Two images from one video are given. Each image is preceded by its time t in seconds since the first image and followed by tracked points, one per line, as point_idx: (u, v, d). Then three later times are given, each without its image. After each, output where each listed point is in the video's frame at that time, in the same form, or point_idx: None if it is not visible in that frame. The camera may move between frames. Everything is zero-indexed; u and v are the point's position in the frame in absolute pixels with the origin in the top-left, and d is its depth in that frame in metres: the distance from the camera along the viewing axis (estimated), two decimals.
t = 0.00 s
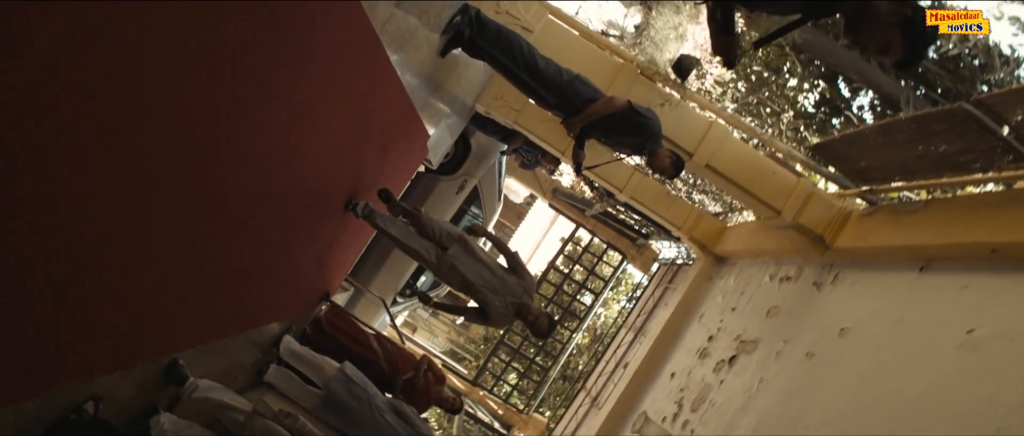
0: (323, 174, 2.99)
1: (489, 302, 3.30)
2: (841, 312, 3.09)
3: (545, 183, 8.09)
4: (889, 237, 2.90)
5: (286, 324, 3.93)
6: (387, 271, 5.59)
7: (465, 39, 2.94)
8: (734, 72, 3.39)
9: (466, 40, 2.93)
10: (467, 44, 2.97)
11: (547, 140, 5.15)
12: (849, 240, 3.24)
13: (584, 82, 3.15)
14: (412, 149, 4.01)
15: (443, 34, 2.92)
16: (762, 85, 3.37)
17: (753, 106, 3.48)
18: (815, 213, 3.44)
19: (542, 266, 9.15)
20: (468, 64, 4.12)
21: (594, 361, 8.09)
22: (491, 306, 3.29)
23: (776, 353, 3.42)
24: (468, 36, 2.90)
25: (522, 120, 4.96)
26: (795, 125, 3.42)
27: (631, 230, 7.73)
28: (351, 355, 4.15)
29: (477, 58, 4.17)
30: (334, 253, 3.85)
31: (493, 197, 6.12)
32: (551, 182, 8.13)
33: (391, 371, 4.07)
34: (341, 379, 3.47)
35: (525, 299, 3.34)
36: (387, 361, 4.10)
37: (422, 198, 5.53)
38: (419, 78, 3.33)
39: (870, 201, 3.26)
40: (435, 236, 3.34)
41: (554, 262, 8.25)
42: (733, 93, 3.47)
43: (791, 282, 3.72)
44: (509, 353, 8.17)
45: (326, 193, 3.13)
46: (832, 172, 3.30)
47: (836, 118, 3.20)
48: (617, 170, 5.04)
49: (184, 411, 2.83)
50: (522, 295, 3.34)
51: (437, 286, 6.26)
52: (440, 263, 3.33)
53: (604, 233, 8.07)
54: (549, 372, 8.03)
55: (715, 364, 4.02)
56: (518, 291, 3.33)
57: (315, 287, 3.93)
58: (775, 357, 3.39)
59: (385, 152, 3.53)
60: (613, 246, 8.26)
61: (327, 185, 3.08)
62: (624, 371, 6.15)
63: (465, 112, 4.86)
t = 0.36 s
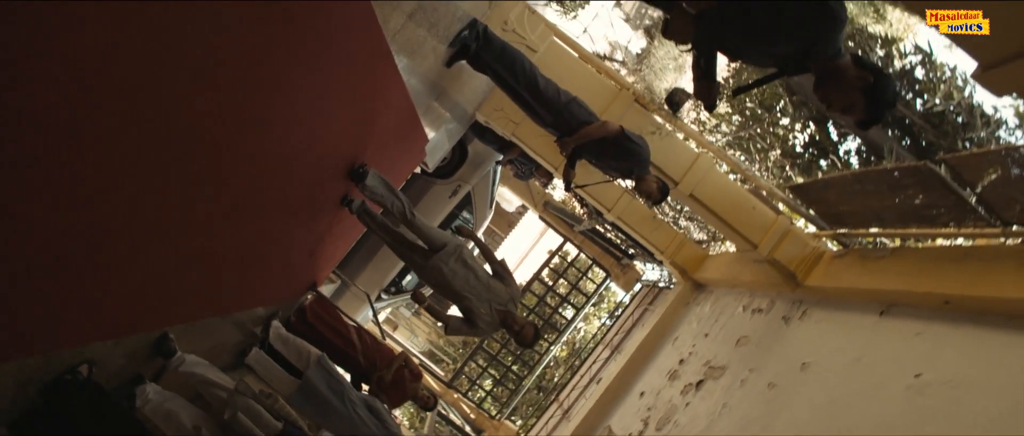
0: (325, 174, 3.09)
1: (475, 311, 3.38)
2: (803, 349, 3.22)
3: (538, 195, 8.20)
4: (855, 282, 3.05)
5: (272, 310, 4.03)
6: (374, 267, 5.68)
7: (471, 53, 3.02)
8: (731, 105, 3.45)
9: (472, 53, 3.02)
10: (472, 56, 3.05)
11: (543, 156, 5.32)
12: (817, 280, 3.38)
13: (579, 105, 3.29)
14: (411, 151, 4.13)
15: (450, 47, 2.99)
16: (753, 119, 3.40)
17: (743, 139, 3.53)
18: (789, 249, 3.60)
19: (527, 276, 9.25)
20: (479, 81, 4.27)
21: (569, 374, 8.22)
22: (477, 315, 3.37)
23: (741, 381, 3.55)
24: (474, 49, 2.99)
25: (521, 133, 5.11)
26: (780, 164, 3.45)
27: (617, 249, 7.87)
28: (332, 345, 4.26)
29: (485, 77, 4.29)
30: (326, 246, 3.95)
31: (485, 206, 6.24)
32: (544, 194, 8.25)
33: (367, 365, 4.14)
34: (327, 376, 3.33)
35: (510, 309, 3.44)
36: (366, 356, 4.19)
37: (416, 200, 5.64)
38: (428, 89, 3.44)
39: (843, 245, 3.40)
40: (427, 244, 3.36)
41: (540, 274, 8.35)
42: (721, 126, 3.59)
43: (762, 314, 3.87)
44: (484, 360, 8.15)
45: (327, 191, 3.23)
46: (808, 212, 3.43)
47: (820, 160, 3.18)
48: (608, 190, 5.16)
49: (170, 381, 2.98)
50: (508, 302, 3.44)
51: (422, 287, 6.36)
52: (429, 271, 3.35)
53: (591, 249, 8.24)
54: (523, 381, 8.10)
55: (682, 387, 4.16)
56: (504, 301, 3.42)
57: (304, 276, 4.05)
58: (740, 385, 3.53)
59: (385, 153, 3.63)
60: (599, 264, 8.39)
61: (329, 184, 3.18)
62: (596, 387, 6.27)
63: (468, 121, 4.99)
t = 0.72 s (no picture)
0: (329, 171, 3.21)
1: (460, 311, 3.40)
2: (768, 381, 3.33)
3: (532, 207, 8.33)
4: (822, 321, 3.20)
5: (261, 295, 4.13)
6: (364, 261, 5.78)
7: (479, 67, 3.18)
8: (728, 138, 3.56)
9: (480, 67, 3.18)
10: (480, 70, 3.21)
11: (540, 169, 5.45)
12: (787, 315, 3.54)
13: (578, 126, 3.45)
14: (411, 153, 4.25)
15: (460, 60, 3.14)
16: (746, 154, 3.48)
17: (736, 173, 3.63)
18: (765, 284, 3.74)
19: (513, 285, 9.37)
20: (483, 92, 4.39)
21: (544, 385, 8.32)
22: (461, 314, 3.39)
23: (707, 405, 3.69)
24: (483, 64, 3.14)
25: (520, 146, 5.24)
26: (767, 201, 3.52)
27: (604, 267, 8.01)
28: (316, 334, 4.36)
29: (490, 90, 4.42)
30: (319, 237, 4.06)
31: (478, 213, 6.36)
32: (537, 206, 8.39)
33: (347, 357, 4.23)
34: (312, 366, 3.36)
35: (494, 308, 3.47)
36: (347, 347, 4.29)
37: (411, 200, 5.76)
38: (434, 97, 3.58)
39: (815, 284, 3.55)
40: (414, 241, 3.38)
41: (526, 284, 8.46)
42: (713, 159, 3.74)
43: (735, 344, 4.00)
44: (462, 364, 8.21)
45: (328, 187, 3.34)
46: (787, 249, 3.57)
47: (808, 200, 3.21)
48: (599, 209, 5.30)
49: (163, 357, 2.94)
50: (492, 300, 3.48)
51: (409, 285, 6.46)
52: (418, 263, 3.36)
53: (579, 265, 8.39)
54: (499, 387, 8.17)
55: (651, 406, 4.30)
56: (487, 300, 3.45)
57: (296, 263, 4.17)
58: (705, 409, 3.66)
59: (387, 154, 3.75)
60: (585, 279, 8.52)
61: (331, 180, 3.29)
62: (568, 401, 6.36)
63: (470, 129, 5.11)
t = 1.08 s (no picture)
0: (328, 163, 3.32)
1: (448, 311, 3.19)
2: (735, 397, 3.45)
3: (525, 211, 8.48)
4: (790, 344, 3.35)
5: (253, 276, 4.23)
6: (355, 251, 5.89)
7: (484, 72, 3.35)
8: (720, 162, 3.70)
9: (484, 73, 3.35)
10: (485, 75, 3.38)
11: (536, 176, 5.60)
12: (758, 336, 3.68)
13: (574, 139, 3.57)
14: (410, 151, 4.38)
15: (466, 65, 3.31)
16: (734, 178, 3.60)
17: (723, 196, 3.76)
18: (741, 305, 3.88)
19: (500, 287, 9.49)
20: (485, 97, 4.52)
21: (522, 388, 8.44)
22: (449, 314, 3.19)
23: (675, 417, 3.81)
24: (488, 70, 3.33)
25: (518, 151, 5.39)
26: (752, 224, 3.65)
27: (591, 277, 8.16)
28: (303, 317, 4.47)
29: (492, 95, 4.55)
30: (315, 224, 4.17)
31: (471, 213, 6.48)
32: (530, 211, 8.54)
33: (331, 342, 4.35)
34: (299, 342, 3.29)
35: (486, 312, 3.23)
36: (331, 333, 4.39)
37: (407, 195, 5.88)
38: (437, 99, 3.71)
39: (787, 307, 3.70)
40: (411, 233, 3.23)
41: (512, 287, 8.60)
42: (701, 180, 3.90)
43: (707, 360, 4.14)
44: (443, 359, 8.31)
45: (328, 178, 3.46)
46: (762, 272, 3.72)
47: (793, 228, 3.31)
48: (589, 218, 5.46)
49: (156, 326, 2.99)
50: (485, 304, 3.24)
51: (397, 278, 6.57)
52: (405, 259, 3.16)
53: (566, 272, 8.56)
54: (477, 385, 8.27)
55: (623, 414, 4.43)
56: (478, 303, 3.21)
57: (292, 246, 4.30)
58: (673, 420, 3.79)
59: (387, 150, 3.87)
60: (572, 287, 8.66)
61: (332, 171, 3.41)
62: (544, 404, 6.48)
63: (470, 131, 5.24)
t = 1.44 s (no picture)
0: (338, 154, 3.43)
1: (437, 304, 3.18)
2: (710, 411, 3.57)
3: (524, 213, 8.62)
4: (768, 364, 3.48)
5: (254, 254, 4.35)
6: (355, 239, 6.01)
7: (496, 76, 3.47)
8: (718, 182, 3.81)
9: (496, 77, 3.48)
10: (495, 80, 3.51)
11: (537, 180, 5.74)
12: (740, 353, 3.80)
13: (577, 149, 3.69)
14: (418, 147, 4.50)
15: (477, 69, 3.44)
16: (731, 198, 3.70)
17: (718, 215, 3.86)
18: (725, 322, 4.00)
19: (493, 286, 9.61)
20: (494, 100, 4.64)
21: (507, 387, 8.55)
22: (437, 306, 3.18)
23: (652, 425, 3.92)
24: (499, 75, 3.46)
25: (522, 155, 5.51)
26: (743, 245, 3.76)
27: (583, 283, 8.28)
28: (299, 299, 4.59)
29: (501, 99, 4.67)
30: (318, 210, 4.28)
31: (472, 212, 6.60)
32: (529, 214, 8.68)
33: (324, 325, 4.47)
34: (301, 320, 3.38)
35: (475, 308, 3.21)
36: (325, 317, 4.51)
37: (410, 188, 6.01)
38: (447, 100, 3.84)
39: (769, 329, 3.82)
40: (408, 216, 3.14)
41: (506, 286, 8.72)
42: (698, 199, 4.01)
43: (688, 373, 4.26)
44: (432, 352, 8.43)
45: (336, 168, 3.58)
46: (748, 293, 3.83)
47: (784, 253, 3.41)
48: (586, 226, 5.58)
49: (159, 291, 3.05)
50: (475, 301, 3.22)
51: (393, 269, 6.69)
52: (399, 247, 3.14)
53: (560, 277, 8.69)
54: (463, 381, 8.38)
55: (602, 420, 4.54)
56: (468, 298, 3.20)
57: (295, 229, 4.42)
58: (650, 428, 3.90)
59: (394, 145, 3.99)
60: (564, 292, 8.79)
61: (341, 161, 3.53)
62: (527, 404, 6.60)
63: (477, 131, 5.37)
